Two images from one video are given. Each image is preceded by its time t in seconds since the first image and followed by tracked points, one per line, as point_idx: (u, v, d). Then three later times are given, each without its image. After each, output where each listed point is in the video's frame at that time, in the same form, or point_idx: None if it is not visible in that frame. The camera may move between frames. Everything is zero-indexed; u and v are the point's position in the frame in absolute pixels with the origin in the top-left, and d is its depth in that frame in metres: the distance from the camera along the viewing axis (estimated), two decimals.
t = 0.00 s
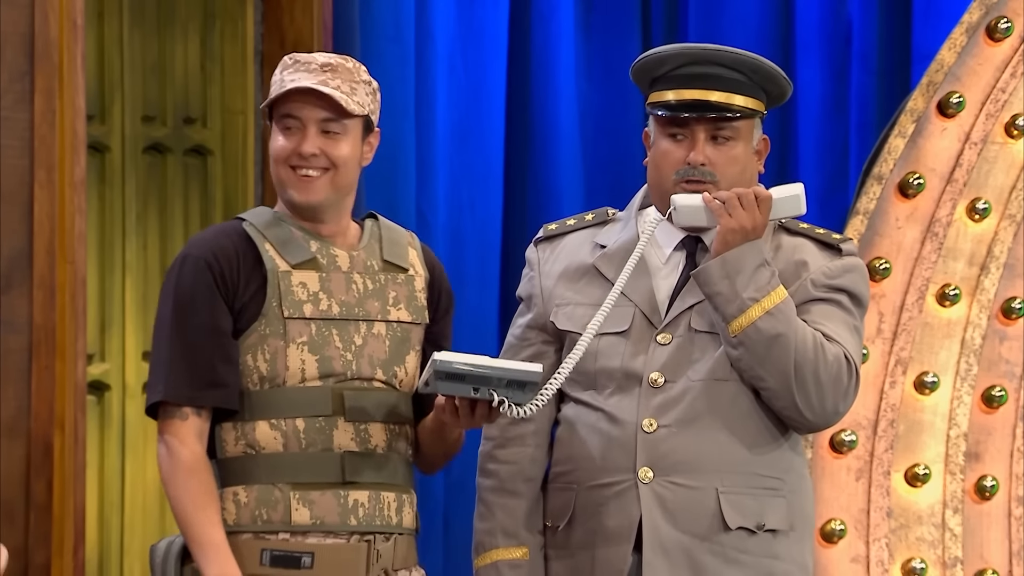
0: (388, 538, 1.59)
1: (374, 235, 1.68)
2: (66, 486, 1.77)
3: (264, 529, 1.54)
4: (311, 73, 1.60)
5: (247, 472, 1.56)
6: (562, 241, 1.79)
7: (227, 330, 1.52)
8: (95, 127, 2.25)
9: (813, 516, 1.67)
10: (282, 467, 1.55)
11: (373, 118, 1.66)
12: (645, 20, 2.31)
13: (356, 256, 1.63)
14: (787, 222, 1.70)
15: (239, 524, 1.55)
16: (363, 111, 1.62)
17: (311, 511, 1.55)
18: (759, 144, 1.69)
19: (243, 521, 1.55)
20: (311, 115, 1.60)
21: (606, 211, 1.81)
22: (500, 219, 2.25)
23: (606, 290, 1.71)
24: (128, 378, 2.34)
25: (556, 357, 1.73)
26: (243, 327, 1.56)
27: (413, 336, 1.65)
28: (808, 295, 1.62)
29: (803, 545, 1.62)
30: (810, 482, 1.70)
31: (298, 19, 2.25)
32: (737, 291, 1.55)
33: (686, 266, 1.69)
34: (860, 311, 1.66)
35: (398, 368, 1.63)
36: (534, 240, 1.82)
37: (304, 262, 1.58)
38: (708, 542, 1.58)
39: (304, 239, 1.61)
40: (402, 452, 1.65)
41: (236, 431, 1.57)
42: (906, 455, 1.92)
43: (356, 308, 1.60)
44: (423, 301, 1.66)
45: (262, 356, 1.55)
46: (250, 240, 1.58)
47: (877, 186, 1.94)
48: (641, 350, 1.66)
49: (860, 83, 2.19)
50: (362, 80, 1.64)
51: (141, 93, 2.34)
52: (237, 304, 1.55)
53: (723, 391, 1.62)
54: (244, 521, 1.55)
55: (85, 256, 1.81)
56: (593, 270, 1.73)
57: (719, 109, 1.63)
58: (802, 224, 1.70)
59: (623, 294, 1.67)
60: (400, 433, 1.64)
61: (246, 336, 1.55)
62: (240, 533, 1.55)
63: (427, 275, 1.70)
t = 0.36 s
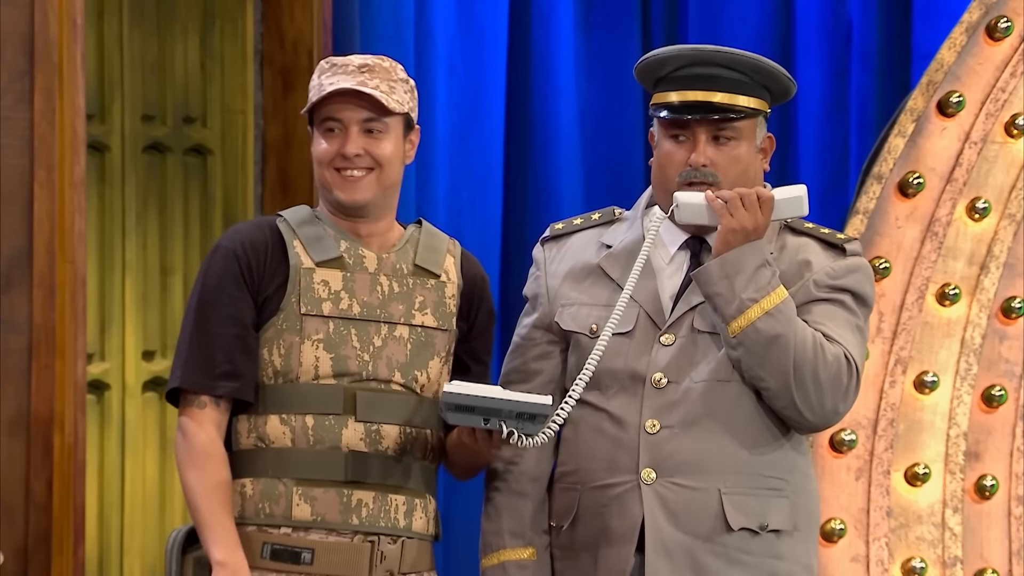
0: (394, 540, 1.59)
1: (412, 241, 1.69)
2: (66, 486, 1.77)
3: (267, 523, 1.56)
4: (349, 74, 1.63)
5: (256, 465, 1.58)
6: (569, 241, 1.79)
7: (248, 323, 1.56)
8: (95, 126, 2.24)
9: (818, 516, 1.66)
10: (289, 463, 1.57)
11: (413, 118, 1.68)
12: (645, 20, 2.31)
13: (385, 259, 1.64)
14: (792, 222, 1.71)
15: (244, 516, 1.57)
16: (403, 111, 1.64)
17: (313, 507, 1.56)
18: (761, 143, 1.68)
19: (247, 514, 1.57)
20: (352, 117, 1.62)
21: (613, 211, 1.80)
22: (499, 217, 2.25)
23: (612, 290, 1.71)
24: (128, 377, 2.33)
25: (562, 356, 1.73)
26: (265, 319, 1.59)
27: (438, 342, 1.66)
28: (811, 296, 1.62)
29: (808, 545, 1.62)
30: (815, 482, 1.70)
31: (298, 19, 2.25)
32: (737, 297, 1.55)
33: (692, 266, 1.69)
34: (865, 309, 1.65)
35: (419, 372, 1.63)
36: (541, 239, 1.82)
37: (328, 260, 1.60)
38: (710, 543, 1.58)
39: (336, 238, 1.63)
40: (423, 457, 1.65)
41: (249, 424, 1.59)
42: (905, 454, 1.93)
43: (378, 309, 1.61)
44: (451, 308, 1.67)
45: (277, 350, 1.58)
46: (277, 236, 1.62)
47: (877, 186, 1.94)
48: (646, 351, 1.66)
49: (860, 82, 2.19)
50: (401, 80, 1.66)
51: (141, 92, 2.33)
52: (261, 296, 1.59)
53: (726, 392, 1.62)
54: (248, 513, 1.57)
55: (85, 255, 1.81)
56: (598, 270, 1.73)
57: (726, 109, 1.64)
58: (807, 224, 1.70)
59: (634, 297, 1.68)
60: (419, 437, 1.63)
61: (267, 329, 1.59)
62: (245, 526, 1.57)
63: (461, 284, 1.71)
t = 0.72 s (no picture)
0: (400, 539, 1.59)
1: (424, 241, 1.68)
2: (65, 485, 1.77)
3: (271, 520, 1.56)
4: (356, 75, 1.63)
5: (262, 464, 1.59)
6: (572, 239, 1.79)
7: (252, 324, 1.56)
8: (94, 125, 2.25)
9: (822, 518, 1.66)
10: (294, 463, 1.57)
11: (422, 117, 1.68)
12: (644, 19, 2.31)
13: (393, 259, 1.64)
14: (796, 221, 1.71)
15: (250, 514, 1.58)
16: (412, 110, 1.64)
17: (316, 505, 1.56)
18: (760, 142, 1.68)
19: (252, 511, 1.58)
20: (361, 117, 1.62)
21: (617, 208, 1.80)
22: (498, 218, 2.25)
23: (614, 289, 1.71)
24: (126, 376, 2.33)
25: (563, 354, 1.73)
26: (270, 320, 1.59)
27: (446, 342, 1.65)
28: (813, 300, 1.62)
29: (811, 547, 1.62)
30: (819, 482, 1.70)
31: (297, 18, 2.25)
32: (738, 307, 1.54)
33: (694, 266, 1.69)
34: (868, 311, 1.65)
35: (427, 371, 1.63)
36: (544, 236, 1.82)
37: (336, 259, 1.60)
38: (710, 548, 1.58)
39: (343, 239, 1.63)
40: (431, 457, 1.64)
41: (256, 422, 1.60)
42: (904, 453, 1.93)
43: (385, 309, 1.61)
44: (461, 309, 1.66)
45: (283, 349, 1.59)
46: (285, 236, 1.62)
47: (876, 185, 1.94)
48: (648, 352, 1.66)
49: (859, 81, 2.19)
50: (409, 80, 1.66)
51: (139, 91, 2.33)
52: (266, 297, 1.59)
53: (729, 396, 1.62)
54: (253, 511, 1.58)
55: (84, 254, 1.81)
56: (600, 269, 1.73)
57: (725, 110, 1.63)
58: (810, 224, 1.70)
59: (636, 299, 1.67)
60: (427, 437, 1.63)
61: (272, 329, 1.59)
62: (250, 523, 1.58)
63: (471, 286, 1.70)
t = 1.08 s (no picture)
0: (400, 536, 1.59)
1: (421, 237, 1.68)
2: (65, 484, 1.77)
3: (271, 519, 1.57)
4: (349, 74, 1.62)
5: (260, 462, 1.59)
6: (572, 236, 1.78)
7: (247, 321, 1.56)
8: (93, 124, 2.27)
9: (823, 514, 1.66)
10: (294, 460, 1.57)
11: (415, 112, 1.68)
12: (644, 18, 2.31)
13: (391, 256, 1.64)
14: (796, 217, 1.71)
15: (251, 513, 1.58)
16: (406, 107, 1.64)
17: (316, 504, 1.56)
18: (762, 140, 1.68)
19: (252, 510, 1.58)
20: (357, 116, 1.62)
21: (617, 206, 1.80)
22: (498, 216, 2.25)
23: (614, 286, 1.71)
24: (127, 374, 2.34)
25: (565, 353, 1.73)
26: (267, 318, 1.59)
27: (444, 339, 1.66)
28: (813, 297, 1.62)
29: (812, 543, 1.62)
30: (820, 479, 1.69)
31: (297, 17, 2.24)
32: (740, 304, 1.54)
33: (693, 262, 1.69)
34: (868, 308, 1.65)
35: (425, 369, 1.64)
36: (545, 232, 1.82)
37: (333, 257, 1.60)
38: (711, 546, 1.59)
39: (342, 235, 1.63)
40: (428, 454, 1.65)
41: (254, 421, 1.60)
42: (904, 452, 1.93)
43: (383, 307, 1.61)
44: (458, 305, 1.67)
45: (282, 348, 1.59)
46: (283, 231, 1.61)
47: (876, 183, 1.94)
48: (649, 349, 1.66)
49: (859, 79, 2.19)
50: (401, 76, 1.66)
51: (139, 89, 2.34)
52: (264, 294, 1.59)
53: (730, 393, 1.62)
54: (253, 509, 1.58)
55: (84, 253, 1.81)
56: (601, 266, 1.73)
57: (722, 107, 1.63)
58: (811, 220, 1.70)
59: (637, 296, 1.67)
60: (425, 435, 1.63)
61: (271, 327, 1.59)
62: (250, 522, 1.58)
63: (469, 282, 1.70)
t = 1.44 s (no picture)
0: (401, 535, 1.59)
1: (401, 232, 1.68)
2: (66, 482, 1.77)
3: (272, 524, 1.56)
4: (400, 76, 1.66)
5: (259, 468, 1.59)
6: (574, 236, 1.78)
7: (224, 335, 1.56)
8: (94, 122, 2.28)
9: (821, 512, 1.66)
10: (292, 465, 1.57)
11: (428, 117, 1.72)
12: (644, 17, 2.31)
13: (376, 255, 1.64)
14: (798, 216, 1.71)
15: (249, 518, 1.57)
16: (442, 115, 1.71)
17: (318, 508, 1.57)
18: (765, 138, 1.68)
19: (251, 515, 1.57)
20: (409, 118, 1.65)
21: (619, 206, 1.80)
22: (497, 215, 2.25)
23: (616, 285, 1.71)
24: (127, 373, 2.34)
25: (568, 352, 1.73)
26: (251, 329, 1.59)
27: (434, 335, 1.66)
28: (813, 296, 1.62)
29: (811, 541, 1.62)
30: (819, 478, 1.69)
31: (297, 16, 2.24)
32: (740, 299, 1.54)
33: (695, 261, 1.69)
34: (868, 308, 1.65)
35: (416, 365, 1.63)
36: (547, 233, 1.82)
37: (320, 259, 1.60)
38: (710, 542, 1.59)
39: (325, 236, 1.63)
40: (423, 452, 1.64)
41: (250, 426, 1.60)
42: (904, 451, 1.93)
43: (371, 306, 1.61)
44: (444, 300, 1.67)
45: (274, 353, 1.58)
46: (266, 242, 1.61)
47: (876, 182, 1.94)
48: (650, 347, 1.66)
49: (859, 78, 2.19)
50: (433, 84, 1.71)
51: (139, 89, 2.35)
52: (246, 309, 1.59)
53: (729, 392, 1.62)
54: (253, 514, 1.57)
55: (84, 252, 1.81)
56: (603, 264, 1.73)
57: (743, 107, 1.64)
58: (813, 220, 1.70)
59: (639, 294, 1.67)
60: (418, 432, 1.63)
61: (262, 331, 1.59)
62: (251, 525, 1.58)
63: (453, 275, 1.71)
